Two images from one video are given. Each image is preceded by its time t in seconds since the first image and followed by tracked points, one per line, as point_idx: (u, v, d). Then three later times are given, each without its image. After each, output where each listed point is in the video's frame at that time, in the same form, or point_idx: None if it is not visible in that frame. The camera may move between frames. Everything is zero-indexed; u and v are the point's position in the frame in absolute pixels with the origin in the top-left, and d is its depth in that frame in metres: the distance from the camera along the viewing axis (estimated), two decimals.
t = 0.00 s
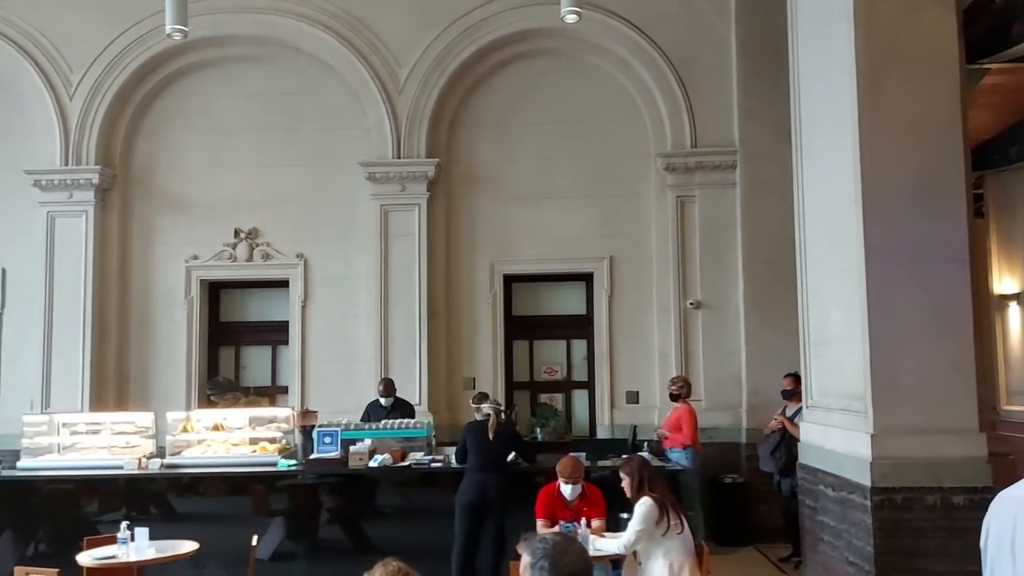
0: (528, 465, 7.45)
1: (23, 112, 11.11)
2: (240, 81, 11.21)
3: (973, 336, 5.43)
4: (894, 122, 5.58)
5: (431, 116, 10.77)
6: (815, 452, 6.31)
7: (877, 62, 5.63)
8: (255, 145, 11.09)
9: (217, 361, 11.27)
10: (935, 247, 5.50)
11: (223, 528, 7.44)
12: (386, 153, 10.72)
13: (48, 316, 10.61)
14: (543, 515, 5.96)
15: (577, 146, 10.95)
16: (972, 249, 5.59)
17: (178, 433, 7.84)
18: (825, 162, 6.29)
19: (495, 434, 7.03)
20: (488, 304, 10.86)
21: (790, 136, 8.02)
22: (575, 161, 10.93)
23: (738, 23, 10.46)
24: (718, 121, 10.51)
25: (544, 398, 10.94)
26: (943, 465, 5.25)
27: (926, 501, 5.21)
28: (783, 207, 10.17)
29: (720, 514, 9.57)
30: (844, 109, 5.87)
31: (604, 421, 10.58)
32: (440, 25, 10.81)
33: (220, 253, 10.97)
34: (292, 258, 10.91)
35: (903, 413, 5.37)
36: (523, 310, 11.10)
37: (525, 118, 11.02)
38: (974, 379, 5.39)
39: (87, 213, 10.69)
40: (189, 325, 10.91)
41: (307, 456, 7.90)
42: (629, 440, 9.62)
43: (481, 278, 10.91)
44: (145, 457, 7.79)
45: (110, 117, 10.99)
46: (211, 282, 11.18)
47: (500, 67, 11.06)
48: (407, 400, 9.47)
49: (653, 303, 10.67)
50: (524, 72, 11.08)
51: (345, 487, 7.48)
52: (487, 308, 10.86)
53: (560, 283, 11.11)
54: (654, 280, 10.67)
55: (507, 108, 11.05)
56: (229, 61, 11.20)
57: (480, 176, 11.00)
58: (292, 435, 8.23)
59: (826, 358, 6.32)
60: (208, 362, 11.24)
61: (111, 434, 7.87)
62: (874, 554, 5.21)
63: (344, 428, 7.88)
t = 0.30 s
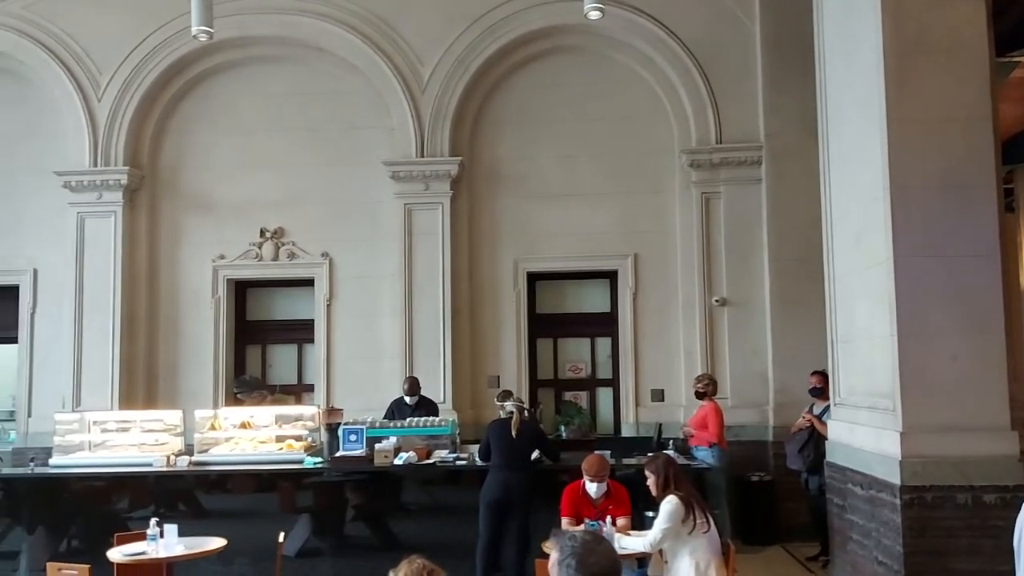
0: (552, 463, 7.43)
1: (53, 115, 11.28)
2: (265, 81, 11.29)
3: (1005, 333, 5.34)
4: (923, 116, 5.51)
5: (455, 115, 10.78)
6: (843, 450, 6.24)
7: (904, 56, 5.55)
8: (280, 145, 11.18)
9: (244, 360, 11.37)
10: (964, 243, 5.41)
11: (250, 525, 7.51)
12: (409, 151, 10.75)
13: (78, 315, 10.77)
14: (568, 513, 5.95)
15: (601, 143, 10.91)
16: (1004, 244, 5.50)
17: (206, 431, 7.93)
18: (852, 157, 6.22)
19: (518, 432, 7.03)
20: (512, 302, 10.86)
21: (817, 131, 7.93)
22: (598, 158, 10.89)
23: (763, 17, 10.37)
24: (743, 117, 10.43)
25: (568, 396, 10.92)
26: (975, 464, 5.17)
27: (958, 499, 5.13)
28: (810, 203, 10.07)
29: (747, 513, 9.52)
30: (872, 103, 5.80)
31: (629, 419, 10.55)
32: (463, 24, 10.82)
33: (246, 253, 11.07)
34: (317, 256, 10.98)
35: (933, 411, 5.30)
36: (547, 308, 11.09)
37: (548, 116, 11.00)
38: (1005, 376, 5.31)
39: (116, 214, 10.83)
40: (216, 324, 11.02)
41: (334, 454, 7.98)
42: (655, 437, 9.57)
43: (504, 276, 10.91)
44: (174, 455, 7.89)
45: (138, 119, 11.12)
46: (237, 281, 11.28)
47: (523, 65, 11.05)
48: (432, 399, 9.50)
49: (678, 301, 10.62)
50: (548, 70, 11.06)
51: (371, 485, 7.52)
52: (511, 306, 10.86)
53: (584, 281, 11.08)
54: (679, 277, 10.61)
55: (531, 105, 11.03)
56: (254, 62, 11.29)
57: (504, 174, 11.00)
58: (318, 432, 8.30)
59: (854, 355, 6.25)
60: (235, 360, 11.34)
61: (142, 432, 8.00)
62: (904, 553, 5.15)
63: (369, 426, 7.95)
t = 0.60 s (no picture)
0: (574, 461, 7.41)
1: (80, 116, 11.43)
2: (288, 81, 11.37)
3: None
4: (950, 109, 5.43)
5: (476, 112, 10.79)
6: (869, 448, 6.18)
7: (931, 49, 5.47)
8: (303, 144, 11.25)
9: (268, 358, 11.45)
10: (993, 238, 5.34)
11: (275, 521, 7.57)
12: (431, 150, 10.77)
13: (106, 314, 10.90)
14: (591, 510, 5.94)
15: (624, 140, 10.87)
16: None
17: (231, 428, 8.05)
18: (877, 152, 6.14)
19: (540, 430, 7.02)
20: (534, 299, 10.85)
21: (842, 126, 7.85)
22: (620, 155, 10.86)
23: (787, 12, 10.28)
24: (767, 113, 10.35)
25: (591, 394, 10.89)
26: (1003, 462, 5.09)
27: (985, 498, 5.07)
28: (835, 199, 9.97)
29: (771, 512, 9.46)
30: (897, 97, 5.73)
31: (651, 417, 10.50)
32: (484, 22, 10.82)
33: (270, 251, 11.15)
34: (340, 255, 11.04)
35: (960, 409, 5.23)
36: (569, 305, 11.06)
37: (570, 112, 10.98)
38: None
39: (142, 213, 10.95)
40: (241, 322, 11.11)
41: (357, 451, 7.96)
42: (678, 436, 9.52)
43: (526, 274, 10.91)
44: (200, 452, 7.97)
45: (163, 119, 11.23)
46: (262, 280, 11.37)
47: (545, 62, 11.04)
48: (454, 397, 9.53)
49: (702, 298, 10.56)
50: (570, 67, 11.04)
51: (394, 482, 7.55)
52: (533, 304, 10.85)
53: (606, 279, 11.05)
54: (702, 274, 10.55)
55: (553, 102, 11.02)
56: (278, 62, 11.37)
57: (526, 171, 10.99)
58: (341, 430, 8.35)
59: (880, 353, 6.18)
60: (260, 358, 11.42)
61: (167, 429, 8.09)
62: (931, 552, 5.09)
63: (393, 424, 7.91)
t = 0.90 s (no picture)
0: (597, 459, 7.40)
1: (108, 117, 11.58)
2: (312, 80, 11.43)
3: None
4: (979, 103, 5.35)
5: (499, 110, 10.79)
6: (896, 446, 6.11)
7: (960, 41, 5.39)
8: (327, 143, 11.31)
9: (293, 356, 11.54)
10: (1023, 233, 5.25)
11: (300, 517, 7.63)
12: (453, 148, 10.79)
13: (134, 313, 11.04)
14: (615, 508, 5.92)
15: (647, 136, 10.82)
16: None
17: (258, 426, 8.09)
18: (905, 146, 6.06)
19: (563, 428, 7.02)
20: (557, 297, 10.84)
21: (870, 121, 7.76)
22: (643, 152, 10.81)
23: (812, 5, 10.17)
24: (792, 108, 10.25)
25: (614, 392, 10.86)
26: None
27: (1016, 497, 4.99)
28: (862, 194, 9.87)
29: (797, 510, 9.39)
30: (925, 91, 5.64)
31: (676, 414, 10.46)
32: (506, 20, 10.81)
33: (295, 250, 11.23)
34: (364, 253, 11.10)
35: (990, 406, 5.15)
36: (592, 303, 11.03)
37: (592, 109, 10.94)
38: None
39: (169, 212, 11.07)
40: (266, 320, 11.21)
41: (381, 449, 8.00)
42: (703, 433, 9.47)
43: (549, 271, 10.90)
44: (226, 448, 8.05)
45: (189, 120, 11.35)
46: (287, 278, 11.46)
47: (567, 59, 11.01)
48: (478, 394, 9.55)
49: (726, 295, 10.49)
50: (592, 63, 11.00)
51: (418, 479, 7.58)
52: (556, 301, 10.84)
53: (629, 276, 11.01)
54: (727, 271, 10.48)
55: (575, 99, 10.99)
56: (301, 62, 11.44)
57: (548, 168, 10.98)
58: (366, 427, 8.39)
59: (908, 349, 6.11)
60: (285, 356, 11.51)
61: (195, 426, 8.13)
62: (960, 551, 5.02)
63: (417, 421, 7.94)
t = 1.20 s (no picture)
0: (625, 457, 7.37)
1: (139, 118, 11.73)
2: (340, 80, 11.51)
3: None
4: (1013, 96, 5.25)
5: (525, 108, 10.79)
6: (929, 445, 6.02)
7: (993, 34, 5.30)
8: (354, 142, 11.37)
9: (322, 354, 11.63)
10: None
11: (329, 514, 7.68)
12: (480, 146, 10.80)
13: (166, 311, 11.19)
14: (643, 506, 5.89)
15: (674, 133, 10.76)
16: None
17: (287, 422, 8.24)
18: (937, 140, 5.97)
19: (591, 426, 6.99)
20: (584, 294, 10.82)
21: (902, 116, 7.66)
22: (671, 148, 10.75)
23: None
24: (821, 104, 10.15)
25: (641, 390, 10.82)
26: None
27: None
28: (893, 189, 9.73)
29: (827, 509, 9.30)
30: (958, 84, 5.56)
31: (704, 412, 10.40)
32: (532, 18, 10.81)
33: (322, 249, 11.32)
34: (391, 252, 11.15)
35: None
36: (620, 300, 10.99)
37: (619, 106, 10.90)
38: None
39: (199, 212, 11.21)
40: (295, 318, 11.30)
41: (408, 445, 8.02)
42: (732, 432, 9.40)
43: (576, 269, 10.87)
44: (256, 445, 8.14)
45: (219, 120, 11.47)
46: (315, 277, 11.55)
47: (594, 55, 10.97)
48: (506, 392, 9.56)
49: (755, 292, 10.40)
50: (619, 60, 10.95)
51: (446, 476, 7.61)
52: (582, 299, 10.82)
53: (656, 273, 10.96)
54: (756, 269, 10.40)
55: (601, 96, 10.95)
56: (329, 62, 11.52)
57: (575, 166, 10.96)
58: (393, 425, 8.43)
59: (941, 347, 6.02)
60: (313, 354, 11.60)
61: (225, 423, 8.33)
62: (995, 551, 4.94)
63: (443, 418, 7.99)
